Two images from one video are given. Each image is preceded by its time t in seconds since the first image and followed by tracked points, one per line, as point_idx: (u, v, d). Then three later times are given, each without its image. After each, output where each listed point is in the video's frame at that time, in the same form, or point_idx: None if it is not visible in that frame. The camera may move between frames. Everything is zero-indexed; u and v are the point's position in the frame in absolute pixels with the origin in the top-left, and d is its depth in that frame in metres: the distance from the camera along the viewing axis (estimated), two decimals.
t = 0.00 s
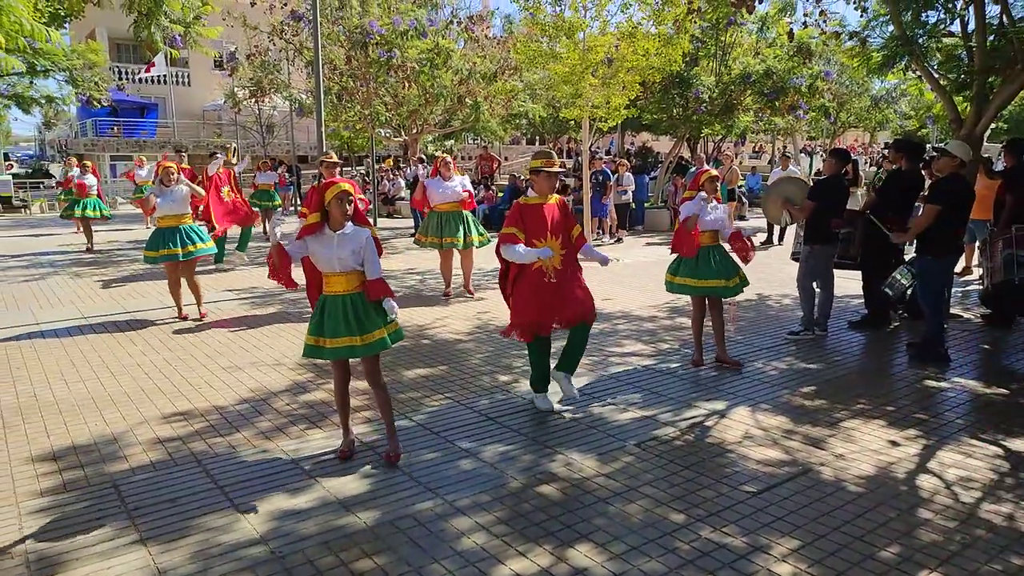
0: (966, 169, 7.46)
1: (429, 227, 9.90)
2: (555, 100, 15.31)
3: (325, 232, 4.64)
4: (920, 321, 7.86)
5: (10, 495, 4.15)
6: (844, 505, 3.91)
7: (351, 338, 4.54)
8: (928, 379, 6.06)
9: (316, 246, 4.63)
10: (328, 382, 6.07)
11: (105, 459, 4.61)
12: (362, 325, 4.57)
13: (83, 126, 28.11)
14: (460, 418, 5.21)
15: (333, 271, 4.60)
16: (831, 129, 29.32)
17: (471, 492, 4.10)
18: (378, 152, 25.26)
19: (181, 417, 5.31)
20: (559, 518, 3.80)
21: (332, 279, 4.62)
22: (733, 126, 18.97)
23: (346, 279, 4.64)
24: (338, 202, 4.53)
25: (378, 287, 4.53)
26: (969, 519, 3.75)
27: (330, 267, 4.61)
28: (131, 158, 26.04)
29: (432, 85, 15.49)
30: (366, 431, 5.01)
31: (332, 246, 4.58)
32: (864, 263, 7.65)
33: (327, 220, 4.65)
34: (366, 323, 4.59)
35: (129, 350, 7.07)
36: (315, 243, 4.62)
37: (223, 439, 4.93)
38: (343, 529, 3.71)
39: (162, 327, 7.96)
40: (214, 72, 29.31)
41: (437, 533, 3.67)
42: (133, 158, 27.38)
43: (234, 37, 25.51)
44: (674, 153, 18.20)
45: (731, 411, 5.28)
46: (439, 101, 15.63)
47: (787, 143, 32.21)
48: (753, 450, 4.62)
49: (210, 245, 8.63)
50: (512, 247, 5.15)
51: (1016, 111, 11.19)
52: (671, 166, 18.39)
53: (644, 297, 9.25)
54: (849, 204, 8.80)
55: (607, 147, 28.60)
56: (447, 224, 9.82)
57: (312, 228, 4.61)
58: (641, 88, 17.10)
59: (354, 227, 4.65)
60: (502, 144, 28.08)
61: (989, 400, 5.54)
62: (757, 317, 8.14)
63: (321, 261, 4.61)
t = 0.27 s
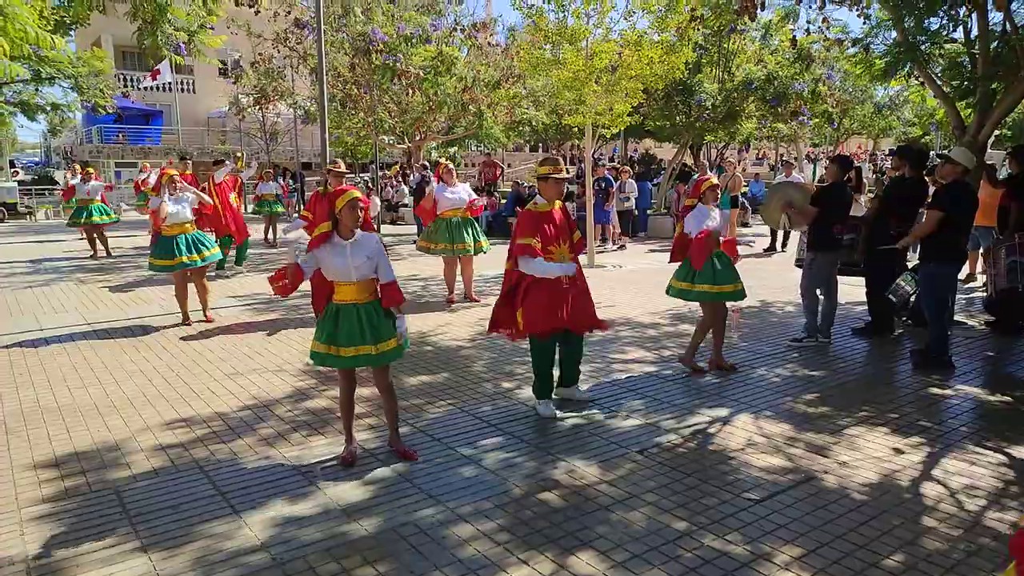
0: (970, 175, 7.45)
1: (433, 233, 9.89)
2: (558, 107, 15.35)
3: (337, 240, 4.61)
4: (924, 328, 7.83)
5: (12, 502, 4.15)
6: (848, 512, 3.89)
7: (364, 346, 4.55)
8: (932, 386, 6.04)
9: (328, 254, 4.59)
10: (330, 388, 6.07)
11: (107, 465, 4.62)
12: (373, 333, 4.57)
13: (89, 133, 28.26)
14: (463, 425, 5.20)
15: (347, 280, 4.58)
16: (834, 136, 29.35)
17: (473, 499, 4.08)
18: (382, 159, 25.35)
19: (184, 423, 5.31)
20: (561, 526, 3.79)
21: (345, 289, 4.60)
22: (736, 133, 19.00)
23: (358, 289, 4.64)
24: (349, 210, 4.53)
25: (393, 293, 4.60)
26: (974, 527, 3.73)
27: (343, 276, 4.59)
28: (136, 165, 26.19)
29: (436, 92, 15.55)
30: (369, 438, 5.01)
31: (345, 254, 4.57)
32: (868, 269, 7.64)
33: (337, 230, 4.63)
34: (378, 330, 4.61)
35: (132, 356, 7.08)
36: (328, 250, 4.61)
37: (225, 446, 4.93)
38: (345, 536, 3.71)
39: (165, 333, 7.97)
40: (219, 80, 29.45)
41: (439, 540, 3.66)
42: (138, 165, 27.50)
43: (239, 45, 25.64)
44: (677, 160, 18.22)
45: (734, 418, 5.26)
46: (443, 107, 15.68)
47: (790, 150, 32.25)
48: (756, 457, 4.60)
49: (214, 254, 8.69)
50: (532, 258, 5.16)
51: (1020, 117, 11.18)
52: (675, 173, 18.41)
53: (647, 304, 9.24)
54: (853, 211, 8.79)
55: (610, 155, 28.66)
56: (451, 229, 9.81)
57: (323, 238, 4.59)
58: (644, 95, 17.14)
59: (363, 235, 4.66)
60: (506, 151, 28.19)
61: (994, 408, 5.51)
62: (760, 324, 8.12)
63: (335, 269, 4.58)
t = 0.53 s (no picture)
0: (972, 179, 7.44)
1: (432, 236, 9.92)
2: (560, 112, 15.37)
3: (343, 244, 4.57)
4: (926, 333, 7.81)
5: (12, 506, 4.14)
6: (849, 517, 3.87)
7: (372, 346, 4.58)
8: (934, 391, 6.02)
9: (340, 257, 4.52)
10: (331, 392, 6.07)
11: (107, 469, 4.61)
12: (381, 331, 4.63)
13: (92, 138, 28.34)
14: (463, 430, 5.19)
15: (356, 281, 4.58)
16: (835, 140, 29.37)
17: (474, 504, 4.07)
18: (384, 164, 25.41)
19: (184, 428, 5.30)
20: (562, 530, 3.77)
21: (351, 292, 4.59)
22: (737, 137, 19.03)
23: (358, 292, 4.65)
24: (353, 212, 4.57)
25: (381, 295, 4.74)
26: (976, 532, 3.71)
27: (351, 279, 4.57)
28: (139, 170, 26.27)
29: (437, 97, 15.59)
30: (369, 442, 5.00)
31: (354, 255, 4.56)
32: (870, 274, 7.62)
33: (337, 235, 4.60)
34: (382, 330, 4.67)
35: (133, 360, 7.09)
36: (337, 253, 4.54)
37: (226, 450, 4.92)
38: (344, 541, 3.70)
39: (167, 337, 7.98)
40: (222, 85, 29.54)
41: (439, 545, 3.65)
42: (141, 170, 27.56)
43: (242, 50, 25.71)
44: (679, 164, 18.24)
45: (735, 423, 5.25)
46: (445, 112, 15.72)
47: (792, 154, 32.28)
48: (757, 462, 4.59)
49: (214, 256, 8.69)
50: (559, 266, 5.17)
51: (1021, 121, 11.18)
52: (676, 177, 18.42)
53: (648, 309, 9.23)
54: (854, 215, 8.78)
55: (612, 159, 28.70)
56: (451, 233, 9.84)
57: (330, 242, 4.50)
58: (646, 99, 17.17)
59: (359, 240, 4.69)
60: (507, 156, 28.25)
61: (996, 413, 5.49)
62: (762, 328, 8.10)
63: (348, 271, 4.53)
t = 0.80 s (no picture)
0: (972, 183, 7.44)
1: (429, 238, 9.92)
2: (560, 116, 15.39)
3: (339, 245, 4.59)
4: (926, 336, 7.80)
5: (11, 508, 4.14)
6: (849, 521, 3.87)
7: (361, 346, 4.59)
8: (934, 394, 6.02)
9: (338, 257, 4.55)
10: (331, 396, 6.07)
11: (106, 472, 4.61)
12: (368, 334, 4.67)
13: (93, 142, 28.40)
14: (462, 433, 5.19)
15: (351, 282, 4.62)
16: (835, 144, 29.40)
17: (473, 508, 4.07)
18: (385, 168, 25.44)
19: (183, 430, 5.30)
20: (561, 534, 3.77)
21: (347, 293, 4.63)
22: (737, 141, 19.05)
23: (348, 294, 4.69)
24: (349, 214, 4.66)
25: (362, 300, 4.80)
26: (976, 536, 3.70)
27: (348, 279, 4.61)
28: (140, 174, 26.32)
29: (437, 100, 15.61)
30: (369, 445, 5.00)
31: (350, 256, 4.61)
32: (870, 278, 7.62)
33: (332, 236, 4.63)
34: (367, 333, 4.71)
35: (133, 364, 7.09)
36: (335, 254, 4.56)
37: (225, 453, 4.92)
38: (343, 544, 3.69)
39: (167, 340, 7.98)
40: (223, 89, 29.60)
41: (437, 549, 3.64)
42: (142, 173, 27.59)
43: (243, 54, 25.77)
44: (678, 168, 18.26)
45: (735, 427, 5.25)
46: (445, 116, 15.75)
47: (792, 158, 32.31)
48: (756, 466, 4.58)
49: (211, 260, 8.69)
50: (557, 270, 5.17)
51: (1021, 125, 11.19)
52: (676, 182, 18.44)
53: (649, 312, 9.23)
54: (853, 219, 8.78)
55: (612, 163, 28.73)
56: (449, 236, 9.84)
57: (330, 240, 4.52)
58: (646, 103, 17.20)
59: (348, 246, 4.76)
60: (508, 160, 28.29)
61: (996, 416, 5.48)
62: (761, 332, 8.10)
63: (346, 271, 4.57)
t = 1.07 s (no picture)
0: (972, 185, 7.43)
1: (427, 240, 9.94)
2: (559, 119, 15.42)
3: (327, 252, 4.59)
4: (926, 339, 7.79)
5: (8, 511, 4.13)
6: (848, 524, 3.86)
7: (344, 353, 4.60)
8: (934, 397, 6.01)
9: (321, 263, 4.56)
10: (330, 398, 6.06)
11: (104, 474, 4.60)
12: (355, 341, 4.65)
13: (93, 145, 28.42)
14: (461, 435, 5.18)
15: (338, 288, 4.59)
16: (835, 147, 29.42)
17: (471, 510, 4.05)
18: (385, 171, 25.46)
19: (182, 433, 5.30)
20: (559, 537, 3.75)
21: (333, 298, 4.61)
22: (737, 144, 19.07)
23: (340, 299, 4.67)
24: (341, 223, 4.57)
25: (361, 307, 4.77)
26: (975, 539, 3.69)
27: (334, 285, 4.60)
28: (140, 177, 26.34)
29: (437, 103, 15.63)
30: (368, 448, 4.99)
31: (338, 263, 4.58)
32: (869, 280, 7.61)
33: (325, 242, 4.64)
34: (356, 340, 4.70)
35: (132, 366, 7.08)
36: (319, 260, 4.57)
37: (223, 456, 4.91)
38: (340, 547, 3.68)
39: (166, 343, 7.97)
40: (223, 92, 29.63)
41: (435, 551, 3.62)
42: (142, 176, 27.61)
43: (243, 57, 25.81)
44: (678, 171, 18.27)
45: (734, 429, 5.24)
46: (445, 119, 15.77)
47: (791, 161, 32.33)
48: (756, 468, 4.57)
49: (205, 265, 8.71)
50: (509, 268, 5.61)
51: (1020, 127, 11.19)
52: (676, 184, 18.45)
53: (648, 315, 9.22)
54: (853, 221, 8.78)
55: (612, 166, 28.76)
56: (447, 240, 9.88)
57: (315, 248, 4.55)
58: (645, 106, 17.22)
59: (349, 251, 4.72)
60: (507, 163, 28.32)
61: (996, 419, 5.48)
62: (761, 335, 8.09)
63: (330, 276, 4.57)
